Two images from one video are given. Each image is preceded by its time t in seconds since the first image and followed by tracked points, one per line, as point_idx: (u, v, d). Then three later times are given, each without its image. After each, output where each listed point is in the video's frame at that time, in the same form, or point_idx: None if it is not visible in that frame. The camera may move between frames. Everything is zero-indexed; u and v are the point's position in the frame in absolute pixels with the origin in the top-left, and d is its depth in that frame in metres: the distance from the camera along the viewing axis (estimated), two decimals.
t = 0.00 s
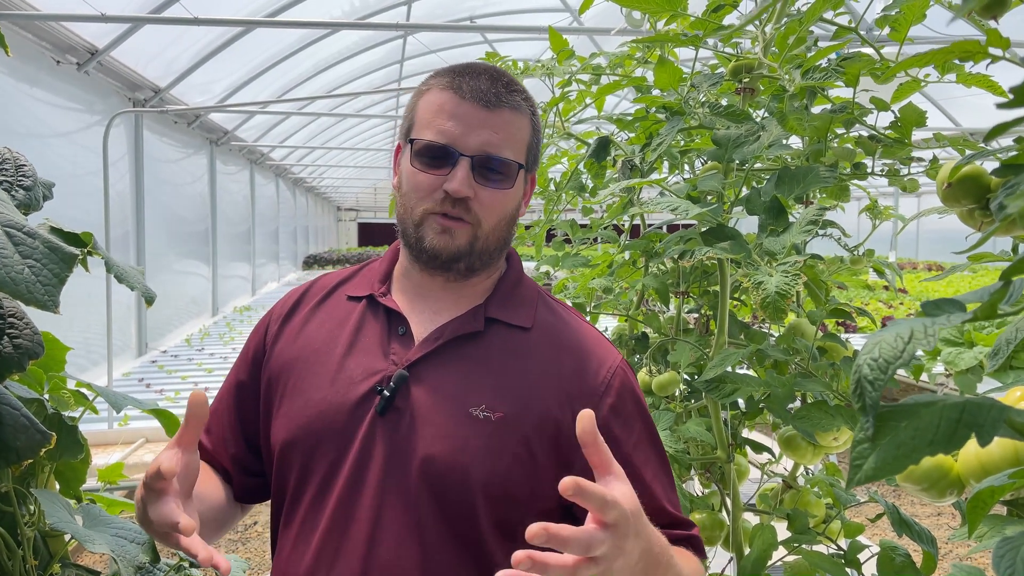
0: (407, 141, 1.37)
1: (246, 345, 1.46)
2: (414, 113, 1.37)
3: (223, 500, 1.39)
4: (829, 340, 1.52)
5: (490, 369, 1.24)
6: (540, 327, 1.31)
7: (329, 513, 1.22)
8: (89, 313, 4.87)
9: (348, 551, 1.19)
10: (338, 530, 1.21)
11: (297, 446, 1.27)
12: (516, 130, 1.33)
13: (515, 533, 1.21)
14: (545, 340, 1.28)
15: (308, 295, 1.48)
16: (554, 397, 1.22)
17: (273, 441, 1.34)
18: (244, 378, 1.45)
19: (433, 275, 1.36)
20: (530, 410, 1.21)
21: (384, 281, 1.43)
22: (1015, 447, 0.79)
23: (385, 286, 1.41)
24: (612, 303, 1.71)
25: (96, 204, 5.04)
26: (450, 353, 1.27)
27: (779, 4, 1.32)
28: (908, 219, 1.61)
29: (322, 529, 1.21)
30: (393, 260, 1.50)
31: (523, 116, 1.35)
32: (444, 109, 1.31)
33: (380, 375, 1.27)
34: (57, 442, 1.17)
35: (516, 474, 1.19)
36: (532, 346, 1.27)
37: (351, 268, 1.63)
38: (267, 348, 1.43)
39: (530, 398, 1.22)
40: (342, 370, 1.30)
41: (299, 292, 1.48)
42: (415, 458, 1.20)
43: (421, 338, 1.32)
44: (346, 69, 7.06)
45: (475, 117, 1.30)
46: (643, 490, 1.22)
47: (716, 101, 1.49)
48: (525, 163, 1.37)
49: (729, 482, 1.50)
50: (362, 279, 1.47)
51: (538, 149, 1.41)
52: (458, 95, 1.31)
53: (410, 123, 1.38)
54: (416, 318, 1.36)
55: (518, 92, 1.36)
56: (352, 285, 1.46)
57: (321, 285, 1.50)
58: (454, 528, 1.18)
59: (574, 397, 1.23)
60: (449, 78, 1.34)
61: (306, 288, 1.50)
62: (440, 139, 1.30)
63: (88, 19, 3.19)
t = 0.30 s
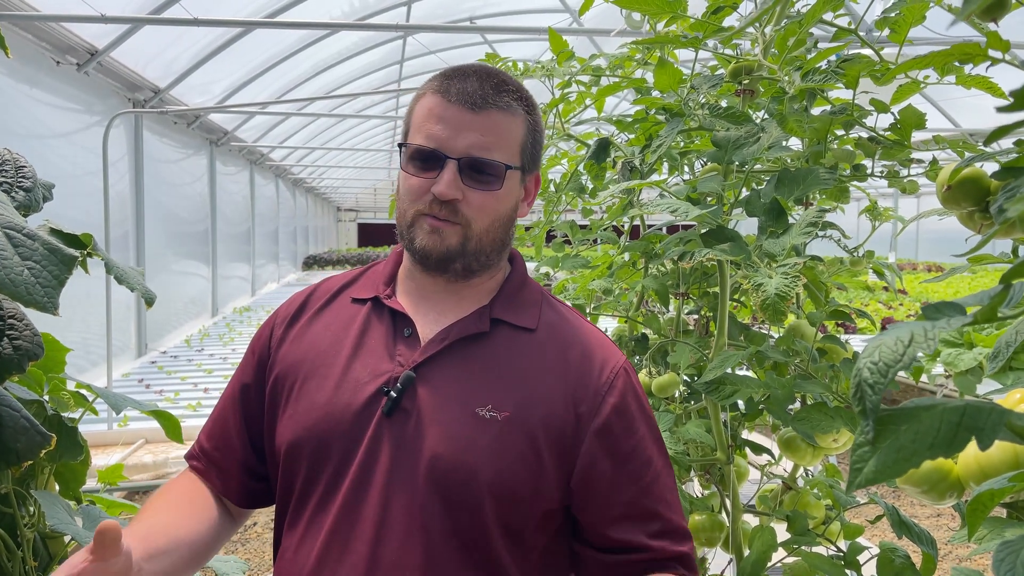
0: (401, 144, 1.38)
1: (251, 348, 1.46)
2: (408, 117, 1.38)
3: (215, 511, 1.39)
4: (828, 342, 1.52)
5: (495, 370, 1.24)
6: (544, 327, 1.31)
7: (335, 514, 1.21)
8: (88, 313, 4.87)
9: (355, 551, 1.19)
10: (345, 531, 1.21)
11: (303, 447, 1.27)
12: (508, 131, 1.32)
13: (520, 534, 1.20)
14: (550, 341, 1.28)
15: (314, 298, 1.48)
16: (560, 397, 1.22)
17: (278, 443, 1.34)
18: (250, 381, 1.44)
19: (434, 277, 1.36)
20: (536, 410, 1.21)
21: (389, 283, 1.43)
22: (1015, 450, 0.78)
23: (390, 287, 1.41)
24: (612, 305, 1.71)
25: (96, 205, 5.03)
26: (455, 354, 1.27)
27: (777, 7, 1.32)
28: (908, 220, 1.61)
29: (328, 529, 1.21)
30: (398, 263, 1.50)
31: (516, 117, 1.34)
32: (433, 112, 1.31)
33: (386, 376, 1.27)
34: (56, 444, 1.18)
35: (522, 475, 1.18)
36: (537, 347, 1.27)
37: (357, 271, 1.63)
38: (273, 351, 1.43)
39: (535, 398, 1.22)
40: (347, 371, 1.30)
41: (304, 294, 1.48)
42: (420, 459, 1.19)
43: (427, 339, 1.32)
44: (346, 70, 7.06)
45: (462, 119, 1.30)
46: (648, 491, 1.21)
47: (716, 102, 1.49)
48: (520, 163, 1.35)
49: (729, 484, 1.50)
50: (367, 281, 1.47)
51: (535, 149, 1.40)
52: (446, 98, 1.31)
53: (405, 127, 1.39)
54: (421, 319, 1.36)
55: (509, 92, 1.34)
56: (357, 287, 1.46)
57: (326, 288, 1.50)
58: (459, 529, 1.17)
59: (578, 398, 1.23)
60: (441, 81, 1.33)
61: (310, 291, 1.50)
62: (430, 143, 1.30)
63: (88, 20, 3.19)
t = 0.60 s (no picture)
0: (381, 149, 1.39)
1: (245, 347, 1.46)
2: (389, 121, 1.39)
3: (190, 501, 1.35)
4: (828, 343, 1.52)
5: (487, 373, 1.24)
6: (538, 330, 1.30)
7: (327, 516, 1.21)
8: (89, 314, 4.88)
9: (346, 553, 1.19)
10: (336, 533, 1.21)
11: (297, 449, 1.27)
12: (479, 129, 1.29)
13: (511, 538, 1.19)
14: (543, 344, 1.28)
15: (311, 299, 1.48)
16: (552, 401, 1.22)
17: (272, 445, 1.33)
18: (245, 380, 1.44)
19: (421, 280, 1.34)
20: (528, 414, 1.20)
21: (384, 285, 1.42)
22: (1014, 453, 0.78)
23: (385, 290, 1.41)
24: (612, 306, 1.70)
25: (97, 206, 5.03)
26: (448, 357, 1.26)
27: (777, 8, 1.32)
28: (908, 221, 1.61)
29: (321, 530, 1.21)
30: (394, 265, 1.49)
31: (490, 114, 1.31)
32: (403, 114, 1.31)
33: (379, 379, 1.26)
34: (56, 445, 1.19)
35: (514, 479, 1.18)
36: (531, 351, 1.27)
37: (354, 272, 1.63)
38: (268, 352, 1.42)
39: (527, 402, 1.21)
40: (341, 374, 1.29)
41: (301, 295, 1.48)
42: (413, 461, 1.19)
43: (420, 342, 1.31)
44: (347, 70, 7.06)
45: (428, 119, 1.28)
46: (639, 496, 1.22)
47: (716, 104, 1.49)
48: (495, 162, 1.31)
49: (730, 486, 1.49)
50: (364, 284, 1.46)
51: (516, 147, 1.35)
52: (415, 99, 1.30)
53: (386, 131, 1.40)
54: (415, 323, 1.35)
55: (483, 90, 1.31)
56: (353, 289, 1.46)
57: (323, 290, 1.50)
58: (451, 533, 1.17)
59: (571, 402, 1.22)
60: (415, 82, 1.32)
61: (308, 292, 1.50)
62: (399, 144, 1.29)
63: (89, 21, 3.20)
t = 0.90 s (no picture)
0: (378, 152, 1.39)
1: (239, 347, 1.43)
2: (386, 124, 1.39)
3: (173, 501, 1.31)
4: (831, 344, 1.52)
5: (492, 376, 1.24)
6: (541, 334, 1.31)
7: (331, 520, 1.21)
8: (92, 315, 4.89)
9: (350, 557, 1.18)
10: (340, 537, 1.20)
11: (300, 453, 1.26)
12: (474, 130, 1.29)
13: (515, 541, 1.19)
14: (547, 348, 1.28)
15: (308, 300, 1.46)
16: (557, 405, 1.22)
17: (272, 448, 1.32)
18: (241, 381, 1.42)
19: (421, 282, 1.34)
20: (533, 418, 1.20)
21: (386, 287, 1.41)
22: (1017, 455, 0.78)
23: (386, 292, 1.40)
24: (614, 307, 1.70)
25: (100, 207, 5.05)
26: (452, 361, 1.26)
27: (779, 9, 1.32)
28: (911, 222, 1.60)
29: (324, 534, 1.20)
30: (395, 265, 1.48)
31: (485, 116, 1.31)
32: (399, 116, 1.32)
33: (383, 382, 1.26)
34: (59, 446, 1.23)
35: (520, 482, 1.18)
36: (534, 354, 1.27)
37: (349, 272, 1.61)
38: (265, 353, 1.40)
39: (532, 406, 1.21)
40: (343, 377, 1.28)
41: (298, 296, 1.46)
42: (418, 466, 1.18)
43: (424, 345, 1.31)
44: (350, 72, 7.07)
45: (423, 121, 1.28)
46: (641, 499, 1.24)
47: (719, 105, 1.49)
48: (492, 161, 1.31)
49: (733, 487, 1.49)
50: (364, 285, 1.45)
51: (513, 147, 1.35)
52: (410, 101, 1.30)
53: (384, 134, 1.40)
54: (417, 325, 1.35)
55: (478, 91, 1.32)
56: (352, 291, 1.45)
57: (321, 290, 1.48)
58: (456, 537, 1.16)
59: (576, 406, 1.22)
60: (409, 85, 1.33)
61: (306, 292, 1.48)
62: (395, 146, 1.30)
63: (93, 24, 3.21)
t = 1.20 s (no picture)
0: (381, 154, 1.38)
1: (235, 350, 1.40)
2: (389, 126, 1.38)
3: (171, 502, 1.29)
4: (837, 344, 1.51)
5: (498, 375, 1.24)
6: (544, 333, 1.31)
7: (339, 523, 1.19)
8: (98, 316, 4.90)
9: (360, 560, 1.16)
10: (349, 540, 1.18)
11: (305, 456, 1.24)
12: (478, 132, 1.29)
13: (524, 539, 1.19)
14: (550, 347, 1.28)
15: (305, 302, 1.43)
16: (563, 402, 1.22)
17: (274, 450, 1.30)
18: (238, 384, 1.39)
19: (424, 283, 1.33)
20: (541, 416, 1.20)
21: (386, 288, 1.40)
22: None
23: (387, 292, 1.38)
24: (620, 308, 1.69)
25: (106, 208, 5.06)
26: (457, 361, 1.26)
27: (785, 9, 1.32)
28: (917, 222, 1.59)
29: (332, 538, 1.18)
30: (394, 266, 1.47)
31: (488, 118, 1.31)
32: (402, 119, 1.31)
33: (389, 383, 1.25)
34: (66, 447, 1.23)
35: (529, 480, 1.18)
36: (539, 352, 1.27)
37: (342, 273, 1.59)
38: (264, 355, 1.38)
39: (540, 404, 1.21)
40: (348, 378, 1.27)
41: (294, 297, 1.43)
42: (427, 466, 1.18)
43: (428, 345, 1.30)
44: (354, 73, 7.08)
45: (426, 123, 1.28)
46: (645, 495, 1.25)
47: (724, 105, 1.49)
48: (495, 163, 1.31)
49: (739, 488, 1.49)
50: (362, 286, 1.43)
51: (516, 149, 1.36)
52: (414, 103, 1.30)
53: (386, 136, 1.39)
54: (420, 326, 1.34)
55: (481, 93, 1.31)
56: (350, 291, 1.43)
57: (318, 291, 1.46)
58: (467, 536, 1.16)
59: (580, 403, 1.23)
60: (412, 88, 1.32)
61: (302, 293, 1.45)
62: (398, 149, 1.29)
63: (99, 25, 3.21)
